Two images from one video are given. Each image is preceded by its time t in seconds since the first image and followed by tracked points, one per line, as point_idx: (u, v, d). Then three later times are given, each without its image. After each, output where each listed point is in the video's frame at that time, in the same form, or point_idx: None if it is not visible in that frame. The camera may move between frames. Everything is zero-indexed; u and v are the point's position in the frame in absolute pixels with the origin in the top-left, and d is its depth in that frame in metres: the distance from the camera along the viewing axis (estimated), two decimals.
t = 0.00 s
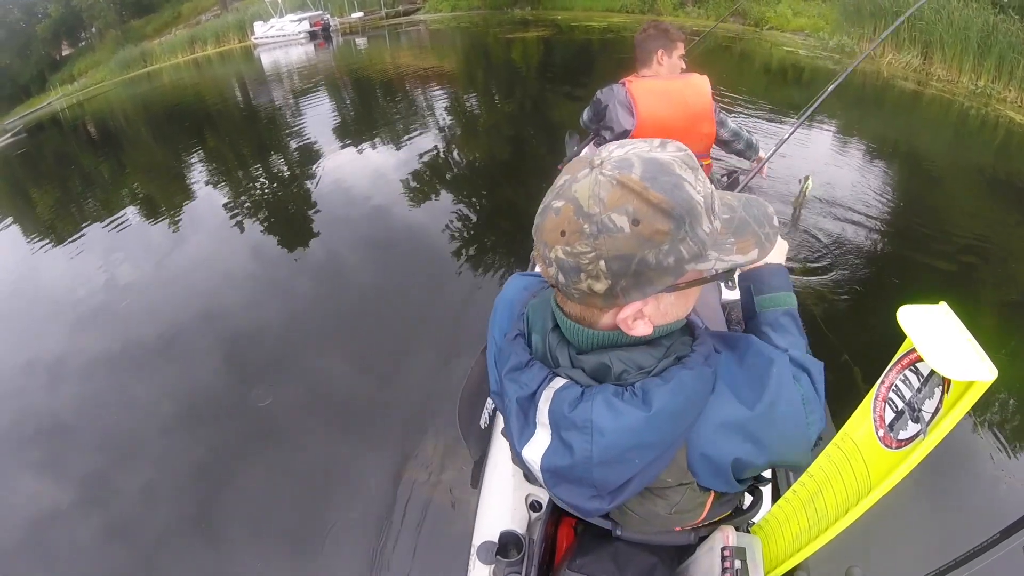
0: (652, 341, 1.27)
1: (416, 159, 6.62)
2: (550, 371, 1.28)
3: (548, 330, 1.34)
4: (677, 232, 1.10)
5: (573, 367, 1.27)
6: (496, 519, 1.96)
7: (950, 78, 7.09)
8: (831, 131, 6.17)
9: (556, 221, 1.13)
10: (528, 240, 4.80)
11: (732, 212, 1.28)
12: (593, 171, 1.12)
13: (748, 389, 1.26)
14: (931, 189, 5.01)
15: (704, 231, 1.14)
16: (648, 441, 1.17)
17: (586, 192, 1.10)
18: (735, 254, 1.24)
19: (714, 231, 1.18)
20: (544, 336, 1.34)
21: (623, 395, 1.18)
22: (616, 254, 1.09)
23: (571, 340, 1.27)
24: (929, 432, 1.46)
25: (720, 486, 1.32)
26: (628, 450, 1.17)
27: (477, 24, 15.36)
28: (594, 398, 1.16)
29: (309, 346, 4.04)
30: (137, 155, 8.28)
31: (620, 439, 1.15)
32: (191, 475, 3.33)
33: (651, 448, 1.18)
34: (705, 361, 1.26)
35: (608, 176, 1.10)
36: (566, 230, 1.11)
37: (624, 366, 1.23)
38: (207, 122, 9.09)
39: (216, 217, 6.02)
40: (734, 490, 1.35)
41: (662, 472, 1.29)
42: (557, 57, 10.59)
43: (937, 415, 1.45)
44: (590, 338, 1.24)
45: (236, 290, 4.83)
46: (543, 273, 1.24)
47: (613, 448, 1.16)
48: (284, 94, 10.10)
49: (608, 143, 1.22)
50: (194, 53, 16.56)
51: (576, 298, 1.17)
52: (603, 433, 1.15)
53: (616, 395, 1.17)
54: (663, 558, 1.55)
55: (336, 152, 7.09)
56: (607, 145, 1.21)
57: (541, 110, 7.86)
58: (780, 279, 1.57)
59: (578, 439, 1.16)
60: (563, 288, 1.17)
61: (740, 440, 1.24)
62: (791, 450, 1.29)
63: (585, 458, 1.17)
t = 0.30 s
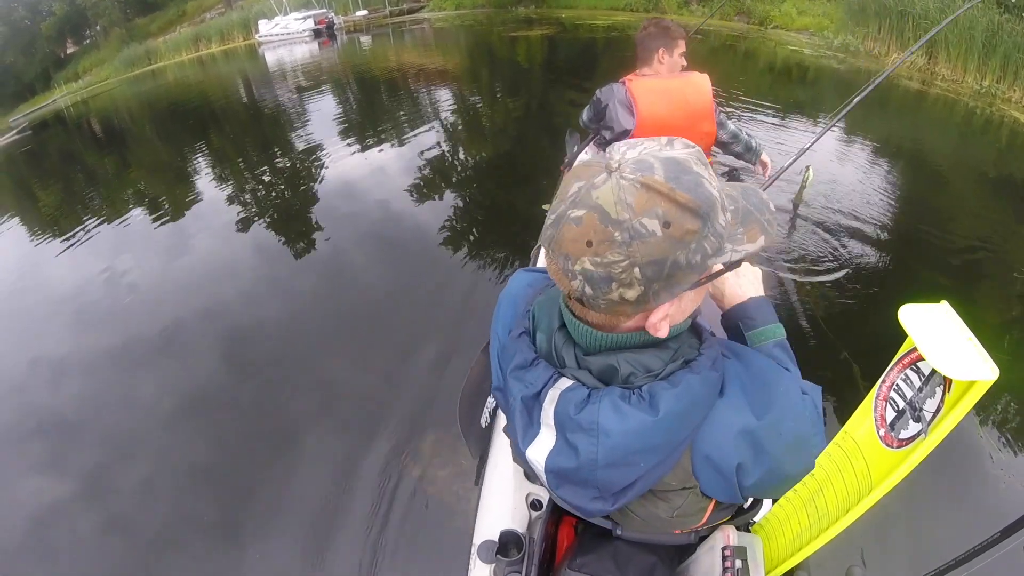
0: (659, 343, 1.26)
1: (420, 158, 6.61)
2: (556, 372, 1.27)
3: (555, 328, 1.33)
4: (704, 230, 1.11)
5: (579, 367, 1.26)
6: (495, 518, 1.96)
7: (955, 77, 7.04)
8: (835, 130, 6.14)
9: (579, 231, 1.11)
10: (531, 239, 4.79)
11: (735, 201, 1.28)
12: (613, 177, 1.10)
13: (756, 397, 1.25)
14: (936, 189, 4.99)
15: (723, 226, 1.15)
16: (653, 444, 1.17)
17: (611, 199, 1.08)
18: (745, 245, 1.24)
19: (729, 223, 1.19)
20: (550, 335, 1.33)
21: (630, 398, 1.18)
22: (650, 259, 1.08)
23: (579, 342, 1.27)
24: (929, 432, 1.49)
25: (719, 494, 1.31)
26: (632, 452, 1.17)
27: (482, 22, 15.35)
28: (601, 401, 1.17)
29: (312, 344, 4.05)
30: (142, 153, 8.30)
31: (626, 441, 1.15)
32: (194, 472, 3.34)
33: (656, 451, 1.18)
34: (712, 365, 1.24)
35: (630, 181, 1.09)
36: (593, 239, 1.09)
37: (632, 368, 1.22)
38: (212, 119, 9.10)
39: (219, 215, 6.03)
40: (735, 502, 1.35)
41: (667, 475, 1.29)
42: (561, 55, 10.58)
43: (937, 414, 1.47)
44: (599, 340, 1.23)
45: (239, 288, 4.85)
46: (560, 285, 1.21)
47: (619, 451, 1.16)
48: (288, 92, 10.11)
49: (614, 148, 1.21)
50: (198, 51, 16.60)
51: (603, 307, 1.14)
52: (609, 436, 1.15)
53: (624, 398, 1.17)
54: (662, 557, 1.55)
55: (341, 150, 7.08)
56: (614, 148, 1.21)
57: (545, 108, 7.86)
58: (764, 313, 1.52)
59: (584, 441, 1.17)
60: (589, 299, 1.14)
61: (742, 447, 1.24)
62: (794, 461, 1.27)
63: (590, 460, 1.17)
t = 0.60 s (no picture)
0: (664, 350, 1.26)
1: (424, 159, 6.63)
2: (560, 376, 1.27)
3: (559, 332, 1.32)
4: (715, 239, 1.11)
5: (584, 371, 1.26)
6: (494, 518, 1.96)
7: (959, 78, 7.01)
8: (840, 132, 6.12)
9: (590, 235, 1.10)
10: (535, 240, 4.80)
11: (747, 211, 1.27)
12: (628, 181, 1.10)
13: (758, 405, 1.25)
14: (940, 191, 4.97)
15: (734, 236, 1.15)
16: (657, 451, 1.17)
17: (624, 203, 1.08)
18: (755, 257, 1.24)
19: (739, 233, 1.19)
20: (554, 338, 1.33)
21: (636, 405, 1.18)
22: (661, 266, 1.08)
23: (584, 345, 1.26)
24: (929, 432, 1.54)
25: (720, 498, 1.30)
26: (637, 459, 1.17)
27: (486, 24, 15.37)
28: (607, 407, 1.17)
29: (315, 344, 4.06)
30: (146, 153, 8.33)
31: (631, 448, 1.15)
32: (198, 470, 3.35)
33: (660, 458, 1.18)
34: (717, 372, 1.25)
35: (645, 186, 1.08)
36: (605, 244, 1.08)
37: (637, 374, 1.22)
38: (216, 120, 9.14)
39: (223, 215, 6.05)
40: (733, 503, 1.33)
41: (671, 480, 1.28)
42: (564, 56, 10.59)
43: (937, 414, 1.52)
44: (605, 345, 1.23)
45: (243, 287, 4.86)
46: (567, 287, 1.20)
47: (623, 457, 1.16)
48: (292, 93, 10.15)
49: (628, 151, 1.21)
50: (203, 52, 16.64)
51: (609, 312, 1.14)
52: (614, 442, 1.15)
53: (629, 404, 1.18)
54: (662, 557, 1.54)
55: (346, 151, 7.09)
56: (627, 152, 1.21)
57: (548, 109, 7.86)
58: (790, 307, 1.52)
59: (588, 447, 1.16)
60: (595, 303, 1.14)
61: (745, 455, 1.22)
62: (795, 468, 1.27)
63: (594, 465, 1.17)
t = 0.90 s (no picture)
0: (664, 346, 1.25)
1: (429, 159, 6.64)
2: (560, 372, 1.27)
3: (559, 329, 1.32)
4: (715, 237, 1.11)
5: (584, 367, 1.26)
6: (494, 517, 1.96)
7: (964, 78, 6.96)
8: (846, 132, 6.09)
9: (589, 229, 1.10)
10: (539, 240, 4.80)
11: (747, 213, 1.26)
12: (629, 177, 1.09)
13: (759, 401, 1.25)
14: (945, 190, 4.94)
15: (733, 236, 1.15)
16: (657, 446, 1.17)
17: (624, 199, 1.08)
18: (754, 257, 1.23)
19: (739, 233, 1.19)
20: (555, 334, 1.32)
21: (636, 400, 1.17)
22: (659, 262, 1.08)
23: (584, 341, 1.26)
24: (929, 432, 1.54)
25: (719, 497, 1.30)
26: (637, 454, 1.17)
27: (490, 24, 15.38)
28: (607, 401, 1.16)
29: (319, 344, 4.08)
30: (153, 154, 8.38)
31: (631, 443, 1.15)
32: (203, 469, 3.37)
33: (659, 453, 1.18)
34: (717, 368, 1.24)
35: (645, 182, 1.08)
36: (604, 238, 1.08)
37: (637, 369, 1.22)
38: (222, 121, 9.19)
39: (229, 216, 6.08)
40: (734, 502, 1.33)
41: (672, 476, 1.29)
42: (569, 57, 10.60)
43: (938, 414, 1.53)
44: (604, 341, 1.23)
45: (248, 287, 4.89)
46: (566, 280, 1.21)
47: (623, 453, 1.16)
48: (298, 94, 10.19)
49: (631, 149, 1.21)
50: (209, 53, 16.72)
51: (607, 306, 1.14)
52: (614, 436, 1.15)
53: (629, 399, 1.17)
54: (662, 557, 1.54)
55: (352, 152, 7.11)
56: (630, 150, 1.20)
57: (552, 110, 7.86)
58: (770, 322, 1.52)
59: (589, 442, 1.16)
60: (594, 297, 1.14)
61: (746, 450, 1.22)
62: (795, 464, 1.26)
63: (594, 461, 1.16)
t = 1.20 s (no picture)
0: (658, 346, 1.25)
1: (432, 159, 6.65)
2: (554, 373, 1.27)
3: (552, 330, 1.32)
4: (702, 241, 1.10)
5: (577, 369, 1.26)
6: (494, 517, 1.97)
7: (969, 78, 6.92)
8: (852, 133, 6.06)
9: (577, 228, 1.10)
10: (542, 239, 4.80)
11: (743, 218, 1.26)
12: (617, 177, 1.10)
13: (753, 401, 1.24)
14: (950, 191, 4.91)
15: (723, 239, 1.14)
16: (649, 448, 1.17)
17: (611, 199, 1.08)
18: (747, 262, 1.23)
19: (731, 238, 1.18)
20: (548, 335, 1.33)
21: (628, 401, 1.17)
22: (643, 263, 1.08)
23: (577, 343, 1.26)
24: (929, 432, 1.49)
25: (717, 495, 1.30)
26: (629, 456, 1.16)
27: (494, 24, 15.38)
28: (599, 403, 1.16)
29: (321, 343, 4.09)
30: (158, 153, 8.42)
31: (623, 445, 1.15)
32: (205, 466, 3.38)
33: (652, 455, 1.18)
34: (711, 368, 1.23)
35: (633, 183, 1.08)
36: (589, 237, 1.08)
37: (630, 370, 1.22)
38: (227, 120, 9.22)
39: (234, 215, 6.11)
40: (729, 500, 1.33)
41: (666, 476, 1.28)
42: (573, 57, 10.60)
43: (938, 414, 1.48)
44: (597, 343, 1.23)
45: (251, 286, 4.90)
46: (555, 278, 1.21)
47: (615, 454, 1.16)
48: (303, 94, 10.22)
49: (625, 149, 1.20)
50: (215, 53, 16.76)
51: (592, 306, 1.15)
52: (606, 438, 1.15)
53: (621, 401, 1.17)
54: (663, 557, 1.54)
55: (356, 151, 7.13)
56: (623, 150, 1.20)
57: (556, 110, 7.86)
58: (757, 304, 1.51)
59: (581, 444, 1.16)
60: (580, 296, 1.15)
61: (741, 451, 1.23)
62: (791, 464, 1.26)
63: (587, 462, 1.17)
